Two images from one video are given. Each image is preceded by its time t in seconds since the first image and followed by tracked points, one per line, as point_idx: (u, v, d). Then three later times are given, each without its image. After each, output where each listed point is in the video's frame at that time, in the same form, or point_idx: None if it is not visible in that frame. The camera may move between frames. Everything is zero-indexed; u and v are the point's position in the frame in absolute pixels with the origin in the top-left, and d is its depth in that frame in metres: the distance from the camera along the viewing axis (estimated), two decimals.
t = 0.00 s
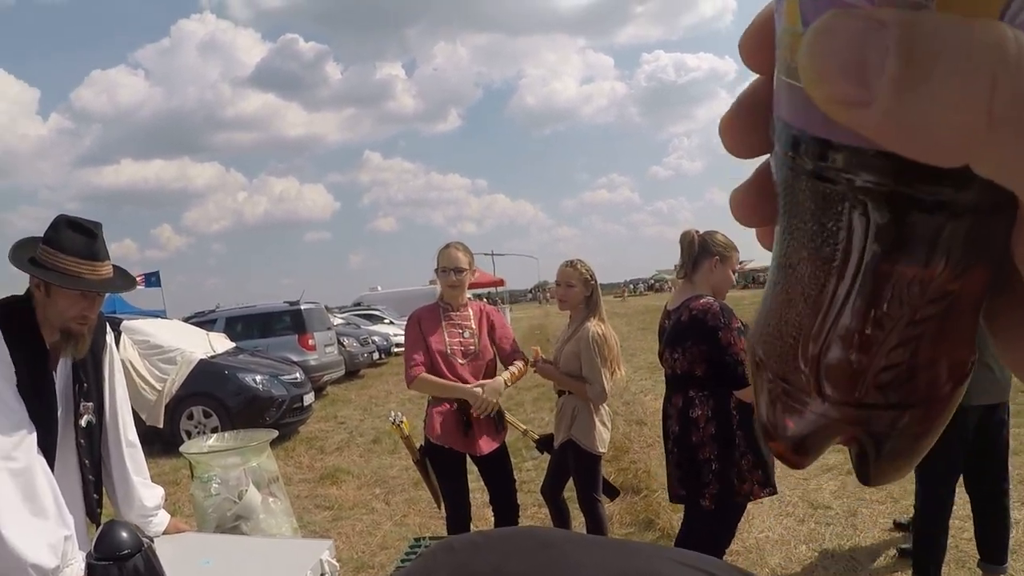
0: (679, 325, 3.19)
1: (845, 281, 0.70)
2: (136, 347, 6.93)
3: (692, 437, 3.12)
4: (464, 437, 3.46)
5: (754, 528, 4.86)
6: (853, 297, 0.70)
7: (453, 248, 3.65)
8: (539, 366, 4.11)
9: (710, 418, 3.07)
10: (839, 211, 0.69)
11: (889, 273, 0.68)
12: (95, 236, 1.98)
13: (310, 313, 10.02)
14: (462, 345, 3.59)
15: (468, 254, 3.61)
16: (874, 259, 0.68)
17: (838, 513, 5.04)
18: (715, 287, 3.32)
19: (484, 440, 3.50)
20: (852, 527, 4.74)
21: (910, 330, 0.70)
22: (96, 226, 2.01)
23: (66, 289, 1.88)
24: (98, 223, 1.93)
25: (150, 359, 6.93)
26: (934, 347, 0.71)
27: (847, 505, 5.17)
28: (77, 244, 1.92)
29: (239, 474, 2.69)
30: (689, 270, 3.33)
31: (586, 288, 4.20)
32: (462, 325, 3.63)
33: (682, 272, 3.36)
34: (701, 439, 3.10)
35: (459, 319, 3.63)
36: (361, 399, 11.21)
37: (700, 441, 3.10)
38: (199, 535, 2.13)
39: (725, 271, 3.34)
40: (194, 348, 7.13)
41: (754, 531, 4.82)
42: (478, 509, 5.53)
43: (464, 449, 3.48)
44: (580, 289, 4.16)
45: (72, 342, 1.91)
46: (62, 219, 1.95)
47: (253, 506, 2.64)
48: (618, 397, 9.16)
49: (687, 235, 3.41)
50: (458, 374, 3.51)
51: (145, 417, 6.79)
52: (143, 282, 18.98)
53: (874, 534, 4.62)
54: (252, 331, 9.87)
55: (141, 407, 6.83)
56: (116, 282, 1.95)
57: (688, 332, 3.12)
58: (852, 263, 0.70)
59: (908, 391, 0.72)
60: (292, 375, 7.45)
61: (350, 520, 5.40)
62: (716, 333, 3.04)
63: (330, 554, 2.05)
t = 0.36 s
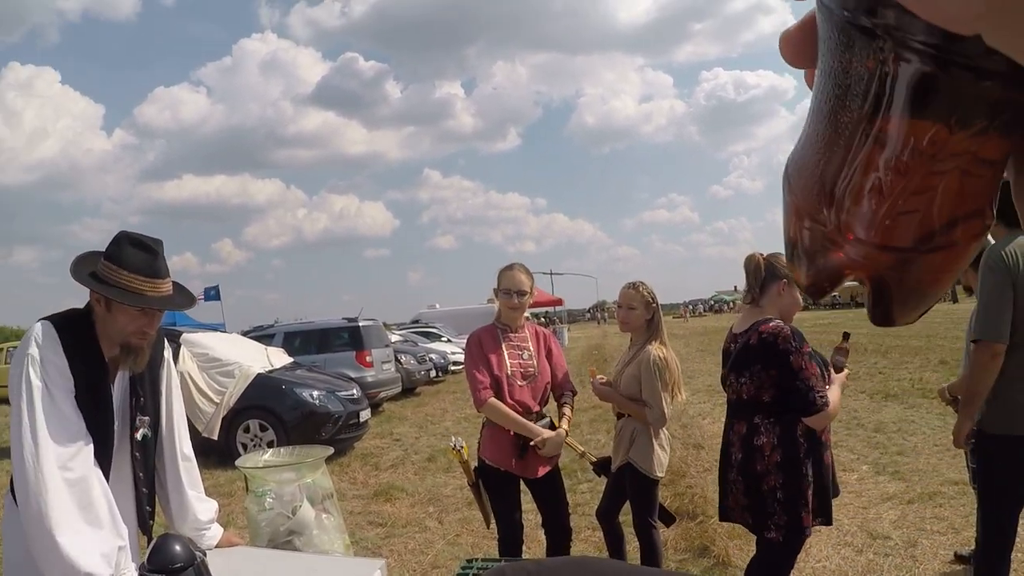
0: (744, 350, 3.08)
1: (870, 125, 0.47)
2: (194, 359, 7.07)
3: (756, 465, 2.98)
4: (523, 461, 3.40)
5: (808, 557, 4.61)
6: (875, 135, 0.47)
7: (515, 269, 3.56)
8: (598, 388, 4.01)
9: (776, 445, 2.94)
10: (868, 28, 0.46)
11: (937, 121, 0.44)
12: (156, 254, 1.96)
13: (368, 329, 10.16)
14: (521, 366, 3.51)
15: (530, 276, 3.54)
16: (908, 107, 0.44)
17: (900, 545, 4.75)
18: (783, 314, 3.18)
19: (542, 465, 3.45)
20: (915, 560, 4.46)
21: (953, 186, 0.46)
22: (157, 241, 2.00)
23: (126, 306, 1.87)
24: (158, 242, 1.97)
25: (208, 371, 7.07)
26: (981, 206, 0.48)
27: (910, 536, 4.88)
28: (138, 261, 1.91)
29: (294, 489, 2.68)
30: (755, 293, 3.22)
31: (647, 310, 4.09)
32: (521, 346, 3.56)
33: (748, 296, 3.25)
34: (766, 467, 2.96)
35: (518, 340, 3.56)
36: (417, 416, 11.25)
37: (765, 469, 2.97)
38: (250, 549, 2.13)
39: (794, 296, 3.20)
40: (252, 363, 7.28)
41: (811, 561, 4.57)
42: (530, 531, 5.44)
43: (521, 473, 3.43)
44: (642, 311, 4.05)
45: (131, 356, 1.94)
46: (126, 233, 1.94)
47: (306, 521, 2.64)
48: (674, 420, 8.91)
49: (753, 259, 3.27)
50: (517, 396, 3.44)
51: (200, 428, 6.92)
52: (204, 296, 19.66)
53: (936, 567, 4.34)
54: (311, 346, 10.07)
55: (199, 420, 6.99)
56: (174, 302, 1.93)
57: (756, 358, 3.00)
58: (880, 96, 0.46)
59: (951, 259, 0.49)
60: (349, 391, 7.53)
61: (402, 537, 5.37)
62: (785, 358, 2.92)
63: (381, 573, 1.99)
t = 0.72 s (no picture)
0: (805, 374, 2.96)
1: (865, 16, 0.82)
2: (240, 373, 7.12)
3: (818, 488, 2.85)
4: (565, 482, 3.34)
5: None
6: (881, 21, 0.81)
7: (565, 287, 3.49)
8: (643, 408, 3.91)
9: (839, 469, 2.82)
10: None
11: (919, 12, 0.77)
12: (199, 271, 1.95)
13: (414, 346, 10.22)
14: (565, 387, 3.45)
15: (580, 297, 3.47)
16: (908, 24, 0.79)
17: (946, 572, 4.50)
18: (841, 339, 3.08)
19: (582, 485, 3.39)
20: None
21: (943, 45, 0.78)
22: (202, 257, 1.99)
23: (168, 323, 1.86)
24: (202, 259, 1.97)
25: (253, 386, 7.11)
26: (972, 57, 0.79)
27: (958, 563, 4.63)
28: (179, 278, 1.90)
29: (336, 504, 2.67)
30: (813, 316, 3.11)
31: (695, 330, 3.99)
32: (565, 366, 3.50)
33: (805, 320, 3.15)
34: (827, 491, 2.84)
35: (562, 360, 3.50)
36: (461, 433, 11.23)
37: (826, 493, 2.84)
38: (291, 564, 2.12)
39: (853, 320, 3.10)
40: (297, 378, 7.37)
41: None
42: (573, 552, 5.34)
43: (562, 493, 3.38)
44: (689, 332, 3.95)
45: (173, 371, 1.97)
46: (170, 250, 1.95)
47: (347, 537, 2.62)
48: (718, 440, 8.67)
49: (811, 283, 3.16)
50: (561, 417, 3.38)
51: (244, 441, 6.94)
52: (254, 310, 20.12)
53: None
54: (357, 361, 10.17)
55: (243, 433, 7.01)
56: (215, 322, 1.91)
57: (818, 380, 2.88)
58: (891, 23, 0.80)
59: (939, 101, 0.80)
60: (393, 407, 7.56)
61: (443, 555, 5.33)
62: (848, 381, 2.81)
63: None
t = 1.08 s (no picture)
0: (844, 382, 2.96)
1: None
2: (263, 381, 7.13)
3: (858, 492, 2.86)
4: (587, 496, 3.30)
5: None
6: None
7: (594, 299, 3.46)
8: (665, 420, 3.83)
9: (878, 474, 2.82)
10: None
11: None
12: (218, 281, 1.93)
13: (436, 355, 10.23)
14: (591, 401, 3.40)
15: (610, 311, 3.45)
16: None
17: None
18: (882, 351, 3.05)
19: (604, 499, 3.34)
20: None
21: None
22: (220, 266, 1.98)
23: (184, 333, 1.86)
24: (221, 268, 1.96)
25: (276, 393, 7.12)
26: None
27: None
28: (198, 288, 1.89)
29: (356, 513, 2.65)
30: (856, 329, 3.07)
31: (719, 345, 3.92)
32: (591, 380, 3.45)
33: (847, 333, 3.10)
34: (867, 495, 2.85)
35: (588, 374, 3.45)
36: (483, 443, 11.19)
37: (867, 496, 2.85)
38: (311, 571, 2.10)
39: (893, 332, 3.07)
40: (319, 387, 7.39)
41: None
42: (593, 565, 5.26)
43: (583, 507, 3.33)
44: (713, 346, 3.88)
45: (189, 381, 1.98)
46: (189, 258, 1.94)
47: (368, 546, 2.60)
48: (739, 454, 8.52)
49: (855, 298, 3.09)
50: (585, 432, 3.33)
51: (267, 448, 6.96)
52: (277, 318, 20.31)
53: None
54: (379, 370, 10.19)
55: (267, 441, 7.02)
56: (231, 330, 1.91)
57: (857, 387, 2.89)
58: None
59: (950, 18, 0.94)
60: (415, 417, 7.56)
61: (462, 565, 5.28)
62: (886, 389, 2.81)
63: None
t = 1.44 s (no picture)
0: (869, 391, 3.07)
1: None
2: (274, 383, 7.14)
3: (887, 498, 2.94)
4: (601, 504, 3.26)
5: None
6: None
7: (609, 305, 3.42)
8: (674, 429, 3.79)
9: (905, 478, 2.92)
10: None
11: None
12: (229, 283, 1.93)
13: (448, 361, 10.23)
14: (605, 409, 3.36)
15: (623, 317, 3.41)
16: None
17: None
18: (907, 358, 3.11)
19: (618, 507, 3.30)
20: None
21: None
22: (231, 268, 1.98)
23: (194, 334, 1.87)
24: (233, 269, 1.96)
25: (287, 396, 7.14)
26: None
27: None
28: (209, 290, 1.89)
29: (366, 517, 2.63)
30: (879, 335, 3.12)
31: (729, 355, 3.88)
32: (605, 387, 3.41)
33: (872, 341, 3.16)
34: (896, 500, 2.93)
35: (602, 380, 3.42)
36: (493, 449, 11.16)
37: (895, 501, 2.94)
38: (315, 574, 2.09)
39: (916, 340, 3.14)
40: (331, 390, 7.40)
41: None
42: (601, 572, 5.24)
43: (596, 516, 3.30)
44: (724, 356, 3.84)
45: (198, 381, 1.98)
46: (200, 259, 1.94)
47: (376, 550, 2.58)
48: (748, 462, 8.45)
49: (881, 306, 3.13)
50: (599, 439, 3.29)
51: (277, 450, 6.98)
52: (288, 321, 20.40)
53: None
54: (390, 374, 10.21)
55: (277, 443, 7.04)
56: (240, 332, 1.91)
57: (882, 396, 3.00)
58: None
59: None
60: (426, 421, 7.55)
61: (471, 570, 5.25)
62: (910, 397, 2.92)
63: None
